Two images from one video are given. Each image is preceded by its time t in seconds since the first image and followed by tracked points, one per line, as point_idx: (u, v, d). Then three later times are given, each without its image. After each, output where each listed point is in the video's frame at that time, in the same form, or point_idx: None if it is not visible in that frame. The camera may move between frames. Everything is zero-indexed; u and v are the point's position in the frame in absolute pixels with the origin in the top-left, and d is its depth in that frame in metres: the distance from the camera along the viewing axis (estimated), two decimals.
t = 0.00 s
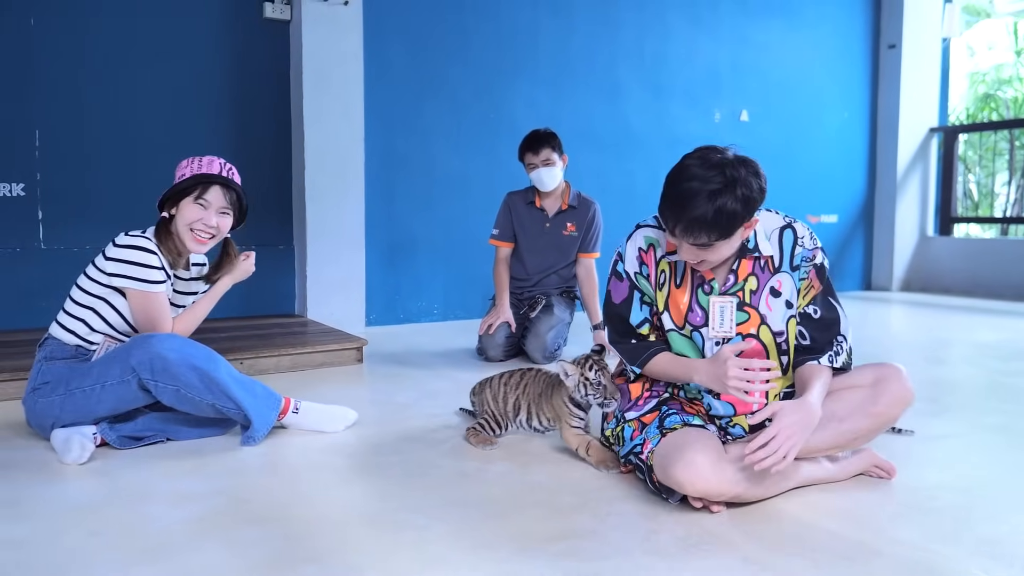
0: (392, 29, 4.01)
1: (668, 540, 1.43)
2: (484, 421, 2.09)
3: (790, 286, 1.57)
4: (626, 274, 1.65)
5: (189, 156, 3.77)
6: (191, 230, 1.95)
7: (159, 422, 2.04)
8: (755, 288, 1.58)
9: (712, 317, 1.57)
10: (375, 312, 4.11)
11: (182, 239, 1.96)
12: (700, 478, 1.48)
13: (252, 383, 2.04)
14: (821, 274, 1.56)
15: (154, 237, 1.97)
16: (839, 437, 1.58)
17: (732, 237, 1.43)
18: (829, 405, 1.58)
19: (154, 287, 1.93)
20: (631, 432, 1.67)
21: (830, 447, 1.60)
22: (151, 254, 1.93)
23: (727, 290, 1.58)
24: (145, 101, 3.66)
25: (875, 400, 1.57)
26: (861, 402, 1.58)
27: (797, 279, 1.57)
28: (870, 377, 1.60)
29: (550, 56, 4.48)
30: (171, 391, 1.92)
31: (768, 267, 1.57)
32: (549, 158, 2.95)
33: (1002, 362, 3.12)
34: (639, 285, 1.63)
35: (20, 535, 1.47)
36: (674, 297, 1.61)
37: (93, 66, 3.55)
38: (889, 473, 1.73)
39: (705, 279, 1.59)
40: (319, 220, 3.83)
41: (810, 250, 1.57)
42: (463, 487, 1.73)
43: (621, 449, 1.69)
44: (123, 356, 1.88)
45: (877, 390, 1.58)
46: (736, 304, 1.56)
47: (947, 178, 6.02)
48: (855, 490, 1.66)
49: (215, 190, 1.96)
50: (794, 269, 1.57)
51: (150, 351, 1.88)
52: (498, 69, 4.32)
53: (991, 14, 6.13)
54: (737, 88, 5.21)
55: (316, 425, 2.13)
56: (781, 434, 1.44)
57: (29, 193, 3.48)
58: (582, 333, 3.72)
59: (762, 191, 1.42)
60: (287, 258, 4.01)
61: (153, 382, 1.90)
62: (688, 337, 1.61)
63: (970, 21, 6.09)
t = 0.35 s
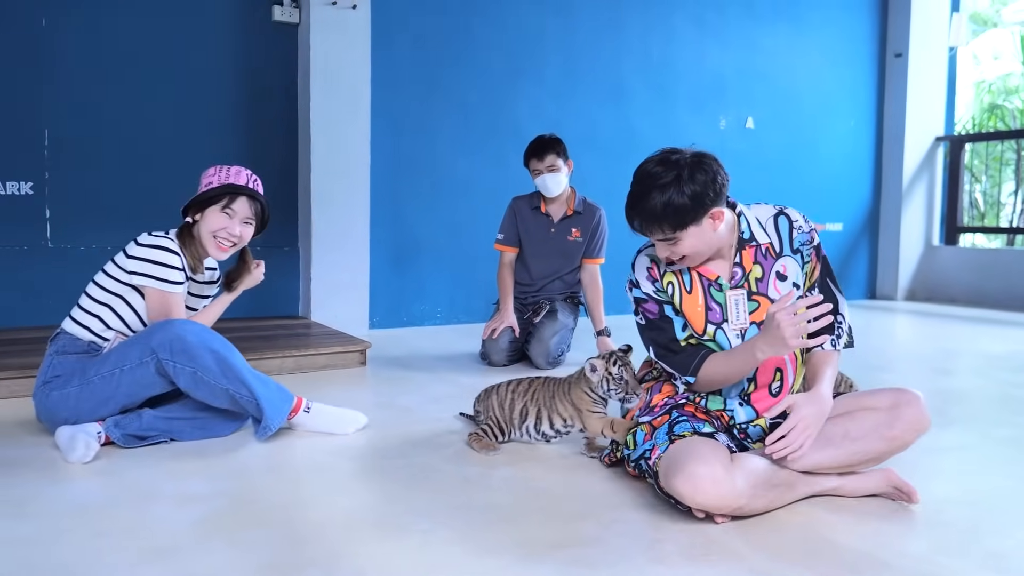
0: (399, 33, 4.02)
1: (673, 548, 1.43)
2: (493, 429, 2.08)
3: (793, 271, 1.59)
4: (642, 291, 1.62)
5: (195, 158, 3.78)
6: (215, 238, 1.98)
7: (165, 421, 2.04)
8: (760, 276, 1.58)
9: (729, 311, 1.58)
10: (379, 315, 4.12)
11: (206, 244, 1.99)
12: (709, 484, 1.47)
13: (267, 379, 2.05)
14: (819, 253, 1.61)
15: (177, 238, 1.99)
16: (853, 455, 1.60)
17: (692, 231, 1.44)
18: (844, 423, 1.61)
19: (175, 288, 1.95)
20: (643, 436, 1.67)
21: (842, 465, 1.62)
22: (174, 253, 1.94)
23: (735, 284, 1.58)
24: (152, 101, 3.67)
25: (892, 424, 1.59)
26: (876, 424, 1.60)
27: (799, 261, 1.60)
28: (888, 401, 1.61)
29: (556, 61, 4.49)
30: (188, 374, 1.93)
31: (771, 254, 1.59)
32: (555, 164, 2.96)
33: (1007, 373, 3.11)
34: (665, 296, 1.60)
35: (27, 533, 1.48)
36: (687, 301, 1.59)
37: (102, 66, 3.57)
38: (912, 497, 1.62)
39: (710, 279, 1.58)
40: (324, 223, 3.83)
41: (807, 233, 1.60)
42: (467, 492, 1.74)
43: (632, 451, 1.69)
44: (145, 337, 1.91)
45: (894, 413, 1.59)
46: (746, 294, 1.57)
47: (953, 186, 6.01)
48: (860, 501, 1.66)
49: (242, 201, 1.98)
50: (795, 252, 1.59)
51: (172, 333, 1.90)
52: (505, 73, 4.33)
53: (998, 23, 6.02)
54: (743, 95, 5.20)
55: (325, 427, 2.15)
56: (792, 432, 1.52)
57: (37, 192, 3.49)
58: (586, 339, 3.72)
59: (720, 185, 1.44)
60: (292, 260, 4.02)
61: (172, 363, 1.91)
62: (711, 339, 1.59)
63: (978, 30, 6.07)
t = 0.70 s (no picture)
0: (408, 40, 4.04)
1: (682, 555, 1.42)
2: (506, 429, 2.07)
3: (801, 284, 1.56)
4: (650, 275, 1.57)
5: (205, 162, 3.80)
6: (227, 246, 2.02)
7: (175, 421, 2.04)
8: (769, 289, 1.55)
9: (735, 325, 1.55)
10: (386, 320, 4.12)
11: (217, 251, 2.03)
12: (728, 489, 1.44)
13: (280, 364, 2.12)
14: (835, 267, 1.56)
15: (186, 243, 2.00)
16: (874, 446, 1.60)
17: (735, 250, 1.38)
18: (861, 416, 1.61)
19: (183, 292, 1.99)
20: (646, 451, 1.64)
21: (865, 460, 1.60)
22: (184, 258, 1.97)
23: (746, 299, 1.56)
24: (162, 106, 3.70)
25: (906, 408, 1.61)
26: (890, 412, 1.61)
27: (808, 275, 1.56)
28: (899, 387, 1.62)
29: (565, 67, 4.49)
30: (218, 349, 1.97)
31: (780, 267, 1.56)
32: (562, 170, 2.96)
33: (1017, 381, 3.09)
34: (668, 286, 1.55)
35: (37, 535, 1.48)
36: (700, 307, 1.57)
37: (113, 71, 3.60)
38: (956, 509, 1.54)
39: (723, 292, 1.57)
40: (332, 228, 3.84)
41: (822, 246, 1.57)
42: (473, 497, 1.74)
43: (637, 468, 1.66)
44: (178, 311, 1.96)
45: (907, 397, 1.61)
46: (755, 309, 1.55)
47: (964, 194, 5.98)
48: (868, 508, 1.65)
49: (256, 212, 2.01)
50: (804, 265, 1.56)
51: (205, 307, 1.96)
52: (513, 80, 4.34)
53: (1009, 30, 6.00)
54: (753, 101, 5.20)
55: (335, 430, 2.16)
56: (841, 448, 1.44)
57: (48, 197, 3.52)
58: (594, 345, 3.72)
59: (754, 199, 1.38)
60: (300, 265, 4.03)
61: (205, 336, 1.96)
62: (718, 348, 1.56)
63: (988, 37, 6.04)
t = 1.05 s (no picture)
0: (410, 46, 4.05)
1: (688, 556, 1.42)
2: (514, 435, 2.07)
3: (818, 304, 1.46)
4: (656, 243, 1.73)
5: (209, 169, 3.82)
6: (239, 251, 2.03)
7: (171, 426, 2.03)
8: (787, 305, 1.50)
9: (739, 335, 1.52)
10: (391, 325, 4.12)
11: (229, 257, 2.04)
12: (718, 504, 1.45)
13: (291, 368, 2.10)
14: (859, 290, 1.38)
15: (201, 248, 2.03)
16: (888, 458, 1.53)
17: (738, 274, 1.35)
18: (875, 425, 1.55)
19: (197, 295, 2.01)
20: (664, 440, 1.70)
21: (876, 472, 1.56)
22: (197, 263, 2.00)
23: (756, 309, 1.52)
24: (166, 115, 3.71)
25: (926, 421, 1.52)
26: (907, 421, 1.54)
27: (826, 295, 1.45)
28: (919, 398, 1.55)
29: (568, 71, 4.50)
30: (228, 346, 1.97)
31: (799, 282, 1.49)
32: (565, 173, 2.97)
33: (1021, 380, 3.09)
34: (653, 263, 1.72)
35: (44, 543, 1.48)
36: (709, 306, 1.59)
37: (117, 80, 3.61)
38: (947, 515, 1.56)
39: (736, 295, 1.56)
40: (336, 233, 3.85)
41: (849, 267, 1.41)
42: (479, 500, 1.74)
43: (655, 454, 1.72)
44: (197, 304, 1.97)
45: (927, 409, 1.52)
46: (765, 322, 1.51)
47: (967, 193, 5.98)
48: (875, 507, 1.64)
49: (264, 215, 2.03)
50: (825, 283, 1.45)
51: (223, 304, 1.97)
52: (517, 84, 4.35)
53: (1010, 28, 6.10)
54: (755, 102, 5.20)
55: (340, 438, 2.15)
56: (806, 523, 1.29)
57: (52, 205, 3.53)
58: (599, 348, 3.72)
59: (765, 221, 1.35)
60: (305, 270, 4.04)
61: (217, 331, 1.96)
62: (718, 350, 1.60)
63: (990, 36, 6.04)
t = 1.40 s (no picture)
0: (414, 49, 4.07)
1: (694, 556, 1.42)
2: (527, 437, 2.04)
3: (842, 288, 1.48)
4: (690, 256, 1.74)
5: (214, 172, 3.83)
6: (278, 250, 2.05)
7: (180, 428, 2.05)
8: (807, 288, 1.52)
9: (758, 314, 1.56)
10: (396, 327, 4.13)
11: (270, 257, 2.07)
12: (699, 493, 1.49)
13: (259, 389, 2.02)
14: (880, 278, 1.42)
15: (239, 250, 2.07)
16: (895, 475, 1.45)
17: (741, 231, 1.42)
18: (892, 442, 1.46)
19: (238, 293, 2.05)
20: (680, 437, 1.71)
21: (886, 489, 1.48)
22: (235, 263, 2.05)
23: (775, 289, 1.55)
24: (171, 118, 3.72)
25: (946, 445, 1.40)
26: (924, 443, 1.42)
27: (849, 280, 1.47)
28: (947, 419, 1.42)
29: (571, 74, 4.51)
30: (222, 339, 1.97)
31: (823, 267, 1.51)
32: (569, 175, 2.97)
33: None
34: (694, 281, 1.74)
35: (53, 545, 1.49)
36: (733, 296, 1.62)
37: (122, 83, 3.62)
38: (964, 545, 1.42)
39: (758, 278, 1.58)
40: (340, 236, 3.86)
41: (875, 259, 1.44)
42: (485, 501, 1.74)
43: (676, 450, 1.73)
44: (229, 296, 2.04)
45: (951, 433, 1.40)
46: (783, 302, 1.53)
47: (970, 194, 5.98)
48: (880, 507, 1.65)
49: (302, 215, 2.05)
50: (848, 270, 1.47)
51: (251, 302, 2.02)
52: (521, 87, 4.36)
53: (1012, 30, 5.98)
54: (758, 104, 5.21)
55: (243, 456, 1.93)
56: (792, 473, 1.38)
57: (57, 209, 3.54)
58: (603, 349, 3.72)
59: (771, 179, 1.42)
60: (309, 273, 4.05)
61: (228, 320, 1.99)
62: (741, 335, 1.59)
63: (992, 38, 6.05)
